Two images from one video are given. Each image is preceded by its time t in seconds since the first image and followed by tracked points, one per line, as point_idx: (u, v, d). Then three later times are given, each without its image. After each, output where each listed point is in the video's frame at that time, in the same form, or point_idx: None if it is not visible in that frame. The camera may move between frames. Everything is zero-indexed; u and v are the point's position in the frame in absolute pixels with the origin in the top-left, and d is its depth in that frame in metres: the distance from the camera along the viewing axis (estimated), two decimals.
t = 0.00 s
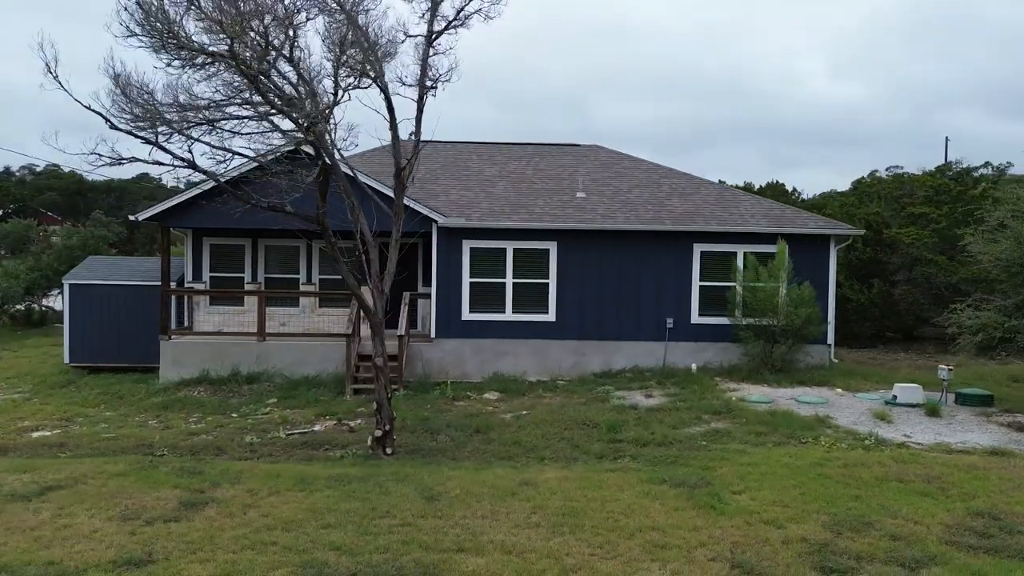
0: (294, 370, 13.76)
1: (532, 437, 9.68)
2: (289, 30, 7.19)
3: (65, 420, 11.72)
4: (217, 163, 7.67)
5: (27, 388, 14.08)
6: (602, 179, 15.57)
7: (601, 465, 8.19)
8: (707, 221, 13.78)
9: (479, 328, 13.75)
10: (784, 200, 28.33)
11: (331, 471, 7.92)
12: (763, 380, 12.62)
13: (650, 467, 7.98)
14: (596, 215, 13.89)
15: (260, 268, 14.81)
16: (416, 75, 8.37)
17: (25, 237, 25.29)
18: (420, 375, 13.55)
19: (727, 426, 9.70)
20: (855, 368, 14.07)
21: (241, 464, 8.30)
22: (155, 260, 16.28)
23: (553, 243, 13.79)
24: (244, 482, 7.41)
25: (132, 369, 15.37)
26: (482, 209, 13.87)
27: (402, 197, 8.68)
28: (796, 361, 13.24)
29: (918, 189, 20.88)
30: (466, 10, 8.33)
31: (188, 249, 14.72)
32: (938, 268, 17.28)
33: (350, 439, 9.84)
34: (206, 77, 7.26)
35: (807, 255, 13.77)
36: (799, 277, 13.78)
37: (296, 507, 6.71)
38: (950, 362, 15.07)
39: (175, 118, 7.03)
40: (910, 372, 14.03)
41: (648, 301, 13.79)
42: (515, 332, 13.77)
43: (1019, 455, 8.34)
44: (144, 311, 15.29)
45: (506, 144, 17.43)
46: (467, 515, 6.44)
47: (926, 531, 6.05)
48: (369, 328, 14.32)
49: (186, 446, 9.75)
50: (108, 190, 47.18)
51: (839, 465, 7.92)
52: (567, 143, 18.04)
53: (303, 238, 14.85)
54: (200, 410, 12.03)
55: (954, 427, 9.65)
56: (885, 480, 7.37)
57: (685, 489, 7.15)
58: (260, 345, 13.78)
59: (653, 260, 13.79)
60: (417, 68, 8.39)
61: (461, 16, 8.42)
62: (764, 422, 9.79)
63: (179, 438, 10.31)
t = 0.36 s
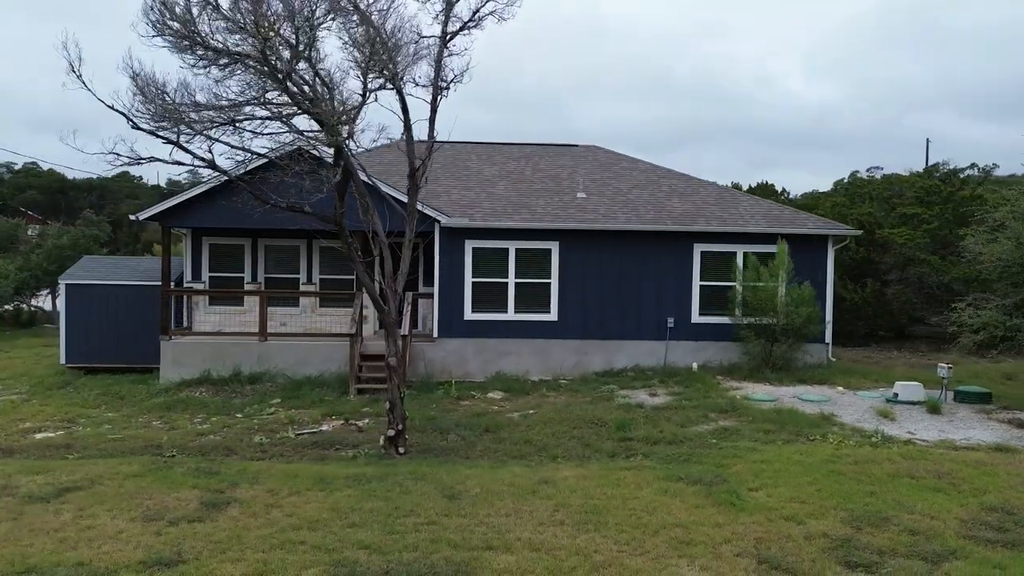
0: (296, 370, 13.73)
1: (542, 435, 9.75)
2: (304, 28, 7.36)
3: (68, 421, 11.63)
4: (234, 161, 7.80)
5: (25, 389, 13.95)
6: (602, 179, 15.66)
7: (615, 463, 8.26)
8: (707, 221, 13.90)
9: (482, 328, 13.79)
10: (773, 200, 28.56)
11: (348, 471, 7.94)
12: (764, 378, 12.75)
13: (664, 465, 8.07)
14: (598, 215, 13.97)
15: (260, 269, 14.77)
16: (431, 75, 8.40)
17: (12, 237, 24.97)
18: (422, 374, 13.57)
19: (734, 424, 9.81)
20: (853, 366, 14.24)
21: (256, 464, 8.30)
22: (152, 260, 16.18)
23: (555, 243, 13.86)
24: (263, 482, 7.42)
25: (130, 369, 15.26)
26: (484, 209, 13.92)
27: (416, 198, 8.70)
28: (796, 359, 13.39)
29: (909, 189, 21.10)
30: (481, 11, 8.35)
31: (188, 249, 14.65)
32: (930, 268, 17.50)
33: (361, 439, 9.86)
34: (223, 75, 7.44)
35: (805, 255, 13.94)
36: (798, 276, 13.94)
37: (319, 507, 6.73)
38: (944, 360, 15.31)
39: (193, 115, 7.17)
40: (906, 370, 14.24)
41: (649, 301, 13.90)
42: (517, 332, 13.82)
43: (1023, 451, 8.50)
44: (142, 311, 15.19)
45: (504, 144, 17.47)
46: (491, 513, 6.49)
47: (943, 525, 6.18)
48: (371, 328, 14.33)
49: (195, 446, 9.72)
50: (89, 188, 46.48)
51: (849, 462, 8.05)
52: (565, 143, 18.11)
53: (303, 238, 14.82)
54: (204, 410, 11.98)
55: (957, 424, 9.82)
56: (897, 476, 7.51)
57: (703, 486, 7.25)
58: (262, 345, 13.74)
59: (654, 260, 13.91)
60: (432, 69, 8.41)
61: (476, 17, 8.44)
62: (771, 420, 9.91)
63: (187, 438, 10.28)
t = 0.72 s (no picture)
0: (298, 371, 13.71)
1: (552, 435, 9.80)
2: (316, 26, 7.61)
3: (70, 422, 11.55)
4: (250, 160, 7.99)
5: (22, 390, 13.81)
6: (601, 180, 15.74)
7: (628, 461, 8.34)
8: (707, 222, 14.02)
9: (483, 328, 13.84)
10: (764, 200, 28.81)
11: (364, 470, 7.97)
12: (764, 377, 12.91)
13: (677, 463, 8.16)
14: (599, 215, 14.05)
15: (260, 269, 14.73)
16: (445, 76, 8.45)
17: None
18: (425, 374, 13.60)
19: (741, 423, 9.93)
20: (849, 364, 14.42)
21: (271, 465, 8.30)
22: (149, 260, 16.07)
23: (557, 243, 13.93)
24: (282, 482, 7.43)
25: (128, 370, 15.14)
26: (486, 209, 13.97)
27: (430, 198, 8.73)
28: (795, 359, 13.56)
29: (899, 190, 21.32)
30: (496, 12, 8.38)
31: (187, 248, 14.58)
32: (923, 269, 17.73)
33: (370, 439, 9.87)
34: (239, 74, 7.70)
35: (803, 255, 14.11)
36: (796, 276, 14.10)
37: (342, 507, 6.76)
38: (938, 359, 15.53)
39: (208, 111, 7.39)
40: (902, 368, 14.44)
41: (649, 300, 14.01)
42: (519, 332, 13.89)
43: None
44: (140, 312, 15.07)
45: (502, 144, 17.50)
46: (513, 512, 6.58)
47: (957, 521, 6.31)
48: (372, 327, 14.33)
49: (204, 447, 9.69)
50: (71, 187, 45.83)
51: (859, 459, 8.19)
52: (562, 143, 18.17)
53: (304, 237, 14.79)
54: (208, 411, 11.93)
55: (958, 422, 9.99)
56: (907, 473, 7.65)
57: (719, 484, 7.35)
58: (263, 345, 13.70)
59: (654, 260, 14.02)
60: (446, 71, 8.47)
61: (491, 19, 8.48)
62: (777, 418, 10.04)
63: (195, 439, 10.24)
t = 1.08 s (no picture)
0: (300, 371, 13.69)
1: (562, 434, 9.87)
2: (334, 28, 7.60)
3: (72, 424, 11.46)
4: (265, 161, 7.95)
5: (19, 391, 13.69)
6: (600, 180, 15.82)
7: (641, 460, 8.41)
8: (707, 222, 14.15)
9: (485, 328, 13.89)
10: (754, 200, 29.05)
11: (379, 470, 7.99)
12: (764, 376, 13.06)
13: (690, 461, 8.24)
14: (600, 216, 14.14)
15: (259, 268, 14.68)
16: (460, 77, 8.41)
17: None
18: (427, 374, 13.63)
19: (746, 421, 10.04)
20: (846, 363, 14.60)
21: (285, 465, 8.30)
22: (146, 260, 15.96)
23: (558, 243, 14.00)
24: (300, 482, 7.44)
25: (125, 371, 15.04)
26: (488, 210, 14.01)
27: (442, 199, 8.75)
28: (794, 358, 13.72)
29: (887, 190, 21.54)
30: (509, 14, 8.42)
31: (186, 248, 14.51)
32: (914, 269, 17.98)
33: (380, 438, 9.89)
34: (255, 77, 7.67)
35: (801, 255, 14.28)
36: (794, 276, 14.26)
37: (364, 507, 6.78)
38: (931, 358, 15.78)
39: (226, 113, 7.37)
40: (897, 367, 14.66)
41: (650, 300, 14.14)
42: (520, 331, 13.95)
43: None
44: (138, 312, 14.97)
45: (501, 145, 17.54)
46: (535, 510, 6.65)
47: (971, 516, 6.43)
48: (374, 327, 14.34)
49: (214, 447, 9.66)
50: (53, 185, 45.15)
51: (867, 457, 8.32)
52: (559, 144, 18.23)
53: (304, 237, 14.75)
54: (211, 411, 11.88)
55: (959, 420, 10.15)
56: (916, 470, 7.79)
57: (734, 481, 7.44)
58: (265, 345, 13.66)
59: (654, 260, 14.15)
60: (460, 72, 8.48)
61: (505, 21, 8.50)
62: (782, 417, 10.17)
63: (203, 440, 10.21)
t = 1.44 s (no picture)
0: (302, 371, 13.67)
1: (569, 433, 9.93)
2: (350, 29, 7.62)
3: (74, 425, 11.39)
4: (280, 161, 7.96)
5: (16, 392, 13.57)
6: (599, 181, 15.90)
7: (652, 458, 8.50)
8: (707, 223, 14.27)
9: (487, 328, 13.93)
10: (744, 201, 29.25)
11: (393, 470, 8.01)
12: (763, 375, 13.20)
13: (701, 460, 8.34)
14: (600, 216, 14.23)
15: (258, 268, 14.62)
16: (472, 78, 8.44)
17: None
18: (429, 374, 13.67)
19: (752, 420, 10.16)
20: (842, 362, 14.78)
21: (298, 465, 8.31)
22: (143, 259, 15.83)
23: (560, 244, 14.06)
24: (316, 482, 7.45)
25: (124, 372, 14.94)
26: (489, 210, 14.05)
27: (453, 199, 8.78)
28: (792, 357, 13.88)
29: (876, 191, 21.78)
30: (520, 16, 8.47)
31: (185, 248, 14.43)
32: (907, 269, 18.23)
33: (389, 438, 9.91)
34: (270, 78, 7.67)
35: (799, 256, 14.44)
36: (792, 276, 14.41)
37: (382, 506, 6.81)
38: (925, 356, 16.01)
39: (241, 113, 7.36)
40: (892, 366, 14.87)
41: (649, 300, 14.25)
42: (522, 331, 13.99)
43: None
44: (136, 312, 14.87)
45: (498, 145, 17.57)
46: (553, 509, 6.71)
47: (982, 513, 6.55)
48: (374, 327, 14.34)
49: (222, 448, 9.63)
50: (34, 183, 44.48)
51: (874, 454, 8.45)
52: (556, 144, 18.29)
53: (304, 237, 14.72)
54: (214, 412, 11.84)
55: (959, 418, 10.31)
56: (923, 467, 7.92)
57: (747, 479, 7.54)
58: (266, 346, 13.63)
59: (654, 260, 14.26)
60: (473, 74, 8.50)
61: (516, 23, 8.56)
62: (786, 415, 10.29)
63: (210, 441, 10.18)
